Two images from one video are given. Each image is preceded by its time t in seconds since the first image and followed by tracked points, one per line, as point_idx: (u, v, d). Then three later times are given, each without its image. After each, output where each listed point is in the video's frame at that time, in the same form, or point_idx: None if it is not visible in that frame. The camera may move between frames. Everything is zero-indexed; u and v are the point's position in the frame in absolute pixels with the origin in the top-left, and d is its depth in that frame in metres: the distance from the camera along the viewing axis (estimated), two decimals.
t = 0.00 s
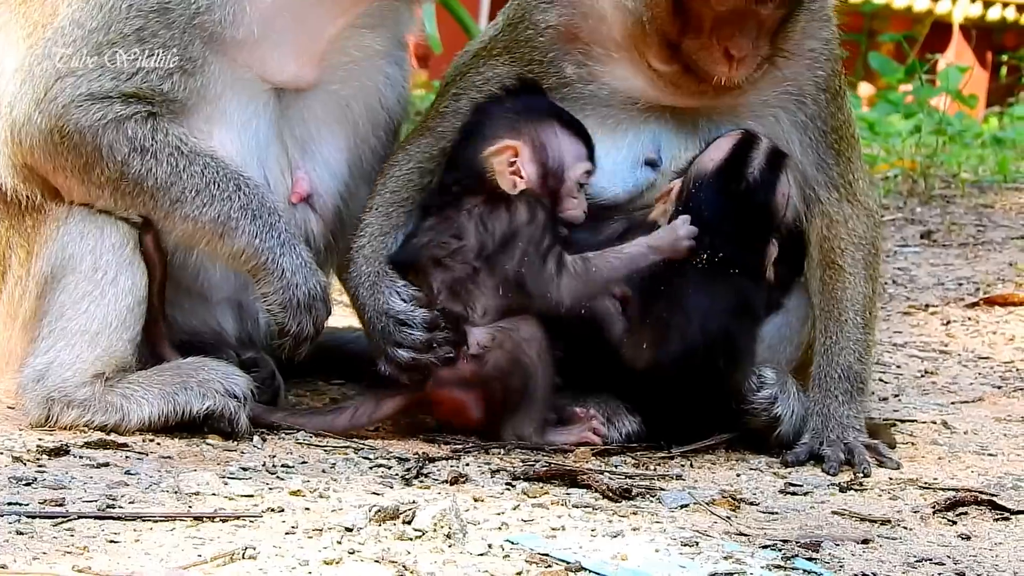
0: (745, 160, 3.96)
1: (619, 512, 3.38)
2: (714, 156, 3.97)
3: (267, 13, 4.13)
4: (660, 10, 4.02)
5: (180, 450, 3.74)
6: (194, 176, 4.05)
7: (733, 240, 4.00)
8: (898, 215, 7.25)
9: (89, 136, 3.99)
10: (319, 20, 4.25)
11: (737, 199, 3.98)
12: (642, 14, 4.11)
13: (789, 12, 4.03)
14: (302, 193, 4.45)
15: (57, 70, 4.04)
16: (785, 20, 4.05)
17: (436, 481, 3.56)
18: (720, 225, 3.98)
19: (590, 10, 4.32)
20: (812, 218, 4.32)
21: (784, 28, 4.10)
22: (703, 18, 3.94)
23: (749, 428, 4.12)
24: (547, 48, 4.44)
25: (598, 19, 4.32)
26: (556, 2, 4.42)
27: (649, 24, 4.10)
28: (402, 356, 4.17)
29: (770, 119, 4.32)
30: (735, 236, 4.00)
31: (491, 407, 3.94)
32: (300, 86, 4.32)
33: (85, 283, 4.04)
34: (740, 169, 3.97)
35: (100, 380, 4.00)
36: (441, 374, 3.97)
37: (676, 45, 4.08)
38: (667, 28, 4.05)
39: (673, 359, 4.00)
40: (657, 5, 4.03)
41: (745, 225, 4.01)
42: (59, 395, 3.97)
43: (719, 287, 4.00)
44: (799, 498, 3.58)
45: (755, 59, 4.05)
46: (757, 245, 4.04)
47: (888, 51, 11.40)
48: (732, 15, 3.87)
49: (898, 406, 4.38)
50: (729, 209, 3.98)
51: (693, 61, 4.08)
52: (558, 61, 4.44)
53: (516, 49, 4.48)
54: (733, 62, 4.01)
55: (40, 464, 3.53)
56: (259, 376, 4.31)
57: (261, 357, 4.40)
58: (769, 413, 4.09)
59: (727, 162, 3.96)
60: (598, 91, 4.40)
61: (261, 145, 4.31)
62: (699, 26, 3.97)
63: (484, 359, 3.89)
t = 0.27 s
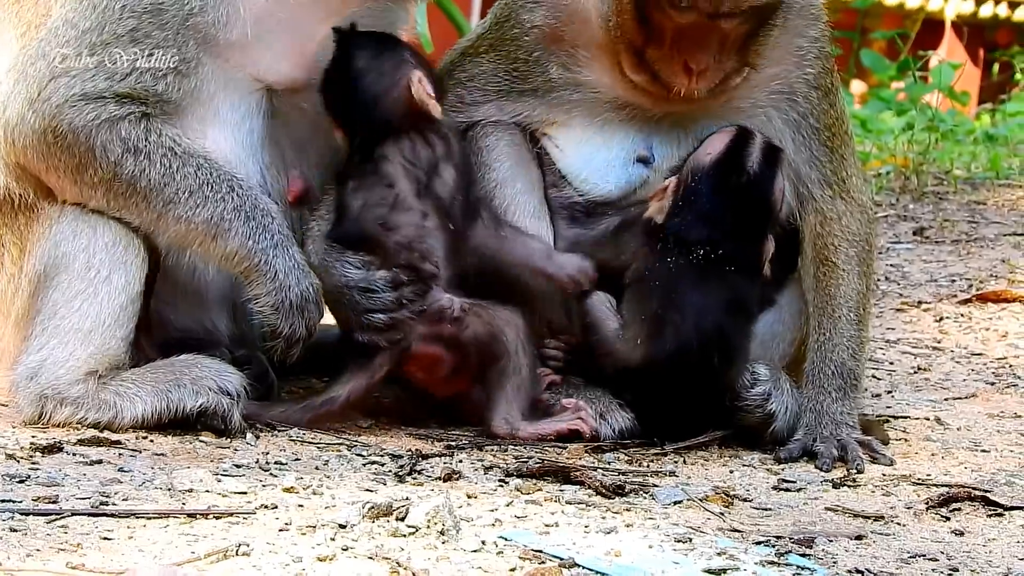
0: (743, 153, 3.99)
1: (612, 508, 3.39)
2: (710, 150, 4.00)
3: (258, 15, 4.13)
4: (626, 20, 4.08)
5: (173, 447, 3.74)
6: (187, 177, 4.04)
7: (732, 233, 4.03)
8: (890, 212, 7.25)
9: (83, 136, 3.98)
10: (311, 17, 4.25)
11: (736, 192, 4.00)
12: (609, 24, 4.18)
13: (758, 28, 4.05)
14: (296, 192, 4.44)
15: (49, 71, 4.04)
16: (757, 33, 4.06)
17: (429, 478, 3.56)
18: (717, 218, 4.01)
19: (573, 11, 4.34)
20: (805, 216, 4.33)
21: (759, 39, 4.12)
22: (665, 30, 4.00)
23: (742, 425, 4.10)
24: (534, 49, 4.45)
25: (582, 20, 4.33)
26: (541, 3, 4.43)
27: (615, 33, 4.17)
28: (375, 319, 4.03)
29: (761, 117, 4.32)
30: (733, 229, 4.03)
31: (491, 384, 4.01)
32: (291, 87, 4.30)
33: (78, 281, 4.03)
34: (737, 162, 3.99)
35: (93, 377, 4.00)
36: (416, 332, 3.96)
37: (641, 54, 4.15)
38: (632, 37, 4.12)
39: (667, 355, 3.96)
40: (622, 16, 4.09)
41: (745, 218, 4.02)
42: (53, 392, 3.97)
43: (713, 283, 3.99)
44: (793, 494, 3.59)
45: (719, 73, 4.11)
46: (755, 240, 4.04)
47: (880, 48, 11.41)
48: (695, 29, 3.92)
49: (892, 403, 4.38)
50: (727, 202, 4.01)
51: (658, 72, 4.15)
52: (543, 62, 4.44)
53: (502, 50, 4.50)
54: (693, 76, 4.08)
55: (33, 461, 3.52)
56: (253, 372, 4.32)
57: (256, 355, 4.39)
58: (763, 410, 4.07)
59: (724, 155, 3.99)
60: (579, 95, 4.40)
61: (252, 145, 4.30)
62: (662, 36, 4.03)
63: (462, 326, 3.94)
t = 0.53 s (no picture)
0: (738, 148, 3.96)
1: (609, 505, 3.39)
2: (707, 144, 3.99)
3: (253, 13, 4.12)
4: (597, 21, 4.14)
5: (169, 443, 3.73)
6: (181, 172, 4.05)
7: (732, 228, 4.01)
8: (886, 208, 7.26)
9: (78, 130, 3.98)
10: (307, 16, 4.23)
11: (732, 186, 3.97)
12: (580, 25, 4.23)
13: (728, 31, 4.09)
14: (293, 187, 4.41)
15: (45, 65, 4.04)
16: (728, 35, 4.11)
17: (426, 474, 3.55)
18: (716, 213, 3.99)
19: (550, 12, 4.33)
20: (798, 212, 4.32)
21: (734, 41, 4.14)
22: (633, 32, 4.05)
23: (738, 422, 4.08)
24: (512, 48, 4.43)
25: (561, 20, 4.32)
26: (517, 7, 4.40)
27: (586, 35, 4.23)
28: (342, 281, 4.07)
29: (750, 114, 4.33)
30: (733, 224, 4.00)
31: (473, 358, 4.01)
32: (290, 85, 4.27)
33: (73, 277, 4.02)
34: (735, 156, 3.96)
35: (89, 373, 4.00)
36: (380, 290, 3.98)
37: (611, 56, 4.20)
38: (603, 39, 4.17)
39: (661, 352, 3.96)
40: (593, 17, 4.14)
41: (745, 212, 3.99)
42: (49, 388, 3.96)
43: (709, 280, 3.98)
44: (789, 491, 3.59)
45: (688, 75, 4.16)
46: (753, 235, 4.03)
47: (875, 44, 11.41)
48: (659, 31, 3.97)
49: (888, 399, 4.39)
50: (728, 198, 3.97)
51: (628, 73, 4.20)
52: (519, 61, 4.42)
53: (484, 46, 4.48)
54: (662, 77, 4.14)
55: (30, 458, 3.52)
56: (249, 368, 4.33)
57: (252, 353, 4.39)
58: (759, 406, 4.06)
59: (722, 149, 3.97)
60: (563, 96, 4.39)
61: (249, 140, 4.29)
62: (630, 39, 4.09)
63: (427, 288, 3.96)
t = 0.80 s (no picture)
0: (743, 143, 4.03)
1: (607, 502, 3.39)
2: (712, 139, 4.05)
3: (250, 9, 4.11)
4: (592, 16, 4.18)
5: (167, 439, 3.73)
6: (179, 164, 4.03)
7: (735, 225, 4.07)
8: (882, 203, 7.26)
9: (75, 124, 3.97)
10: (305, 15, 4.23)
11: (735, 182, 4.05)
12: (577, 19, 4.28)
13: (723, 27, 4.13)
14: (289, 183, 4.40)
15: (43, 59, 4.02)
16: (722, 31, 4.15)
17: (424, 471, 3.55)
18: (720, 209, 4.06)
19: (551, 8, 4.34)
20: (799, 209, 4.31)
21: (728, 40, 4.18)
22: (625, 27, 4.09)
23: (736, 419, 4.09)
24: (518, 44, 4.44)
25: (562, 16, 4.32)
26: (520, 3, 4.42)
27: (581, 30, 4.28)
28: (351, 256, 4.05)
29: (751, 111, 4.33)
30: (735, 220, 4.06)
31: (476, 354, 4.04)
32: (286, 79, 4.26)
33: (71, 273, 4.01)
34: (738, 153, 4.04)
35: (87, 369, 3.99)
36: (390, 278, 4.00)
37: (605, 51, 4.24)
38: (598, 34, 4.22)
39: (661, 349, 3.95)
40: (588, 13, 4.18)
41: (748, 210, 4.07)
42: (47, 384, 3.95)
43: (709, 280, 4.01)
44: (787, 487, 3.60)
45: (680, 72, 4.19)
46: (754, 234, 4.09)
47: (870, 38, 11.41)
48: (650, 27, 4.01)
49: (885, 396, 4.39)
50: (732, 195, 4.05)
51: (621, 69, 4.23)
52: (522, 57, 4.44)
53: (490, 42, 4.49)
54: (653, 73, 4.17)
55: (28, 454, 3.51)
56: (248, 365, 4.35)
57: (249, 350, 4.39)
58: (758, 403, 4.06)
59: (725, 145, 4.04)
60: (564, 94, 4.40)
61: (245, 135, 4.27)
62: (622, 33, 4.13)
63: (434, 280, 3.99)
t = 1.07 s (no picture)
0: (749, 142, 4.00)
1: (609, 500, 3.39)
2: (717, 138, 4.03)
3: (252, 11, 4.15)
4: (592, 19, 4.16)
5: (169, 438, 3.73)
6: (178, 164, 4.03)
7: (741, 223, 4.01)
8: (883, 201, 7.26)
9: (77, 123, 3.96)
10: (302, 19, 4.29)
11: (740, 180, 4.00)
12: (580, 23, 4.26)
13: (724, 31, 4.11)
14: (290, 183, 4.40)
15: (45, 58, 4.02)
16: (723, 34, 4.12)
17: (426, 469, 3.56)
18: (727, 206, 4.01)
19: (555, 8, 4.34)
20: (801, 208, 4.33)
21: (729, 42, 4.15)
22: (627, 31, 4.07)
23: (739, 417, 4.11)
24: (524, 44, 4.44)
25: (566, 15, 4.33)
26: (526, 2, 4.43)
27: (583, 30, 4.24)
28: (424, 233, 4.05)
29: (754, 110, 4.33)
30: (741, 218, 4.01)
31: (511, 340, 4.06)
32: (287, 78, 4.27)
33: (72, 271, 4.00)
34: (744, 150, 4.00)
35: (88, 368, 3.99)
36: (453, 258, 4.02)
37: (607, 54, 4.20)
38: (600, 38, 4.18)
39: (664, 348, 3.92)
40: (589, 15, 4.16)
41: (755, 208, 4.02)
42: (50, 383, 3.95)
43: (712, 279, 3.96)
44: (789, 486, 3.60)
45: (683, 75, 4.16)
46: (759, 232, 4.03)
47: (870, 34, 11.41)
48: (650, 30, 3.99)
49: (886, 394, 4.39)
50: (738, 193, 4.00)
51: (624, 72, 4.20)
52: (528, 57, 4.44)
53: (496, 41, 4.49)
54: (656, 77, 4.13)
55: (30, 452, 3.51)
56: (250, 364, 4.32)
57: (250, 346, 4.39)
58: (761, 402, 4.09)
59: (729, 146, 4.01)
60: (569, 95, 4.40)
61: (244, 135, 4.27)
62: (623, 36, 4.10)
63: (496, 267, 3.99)
